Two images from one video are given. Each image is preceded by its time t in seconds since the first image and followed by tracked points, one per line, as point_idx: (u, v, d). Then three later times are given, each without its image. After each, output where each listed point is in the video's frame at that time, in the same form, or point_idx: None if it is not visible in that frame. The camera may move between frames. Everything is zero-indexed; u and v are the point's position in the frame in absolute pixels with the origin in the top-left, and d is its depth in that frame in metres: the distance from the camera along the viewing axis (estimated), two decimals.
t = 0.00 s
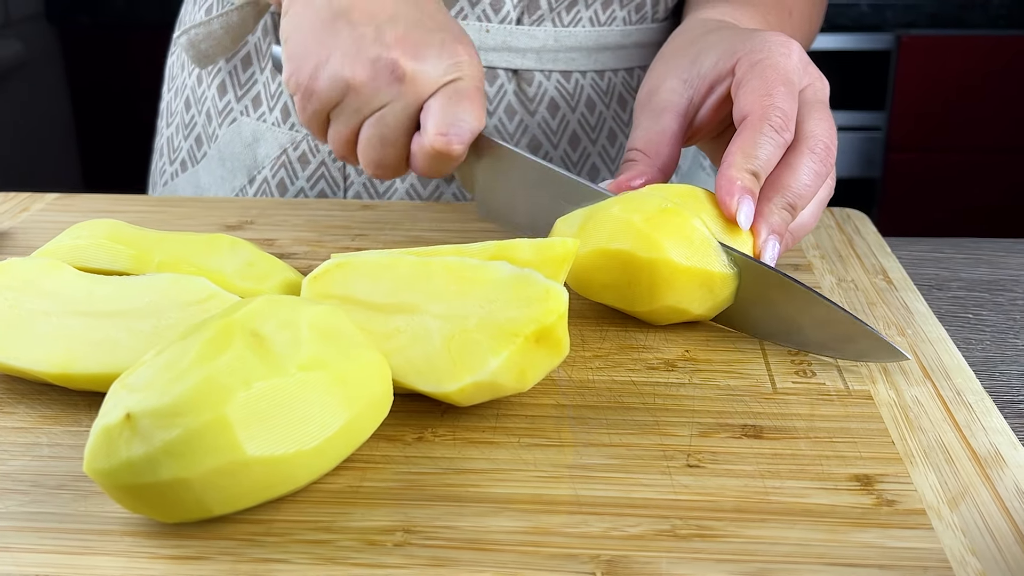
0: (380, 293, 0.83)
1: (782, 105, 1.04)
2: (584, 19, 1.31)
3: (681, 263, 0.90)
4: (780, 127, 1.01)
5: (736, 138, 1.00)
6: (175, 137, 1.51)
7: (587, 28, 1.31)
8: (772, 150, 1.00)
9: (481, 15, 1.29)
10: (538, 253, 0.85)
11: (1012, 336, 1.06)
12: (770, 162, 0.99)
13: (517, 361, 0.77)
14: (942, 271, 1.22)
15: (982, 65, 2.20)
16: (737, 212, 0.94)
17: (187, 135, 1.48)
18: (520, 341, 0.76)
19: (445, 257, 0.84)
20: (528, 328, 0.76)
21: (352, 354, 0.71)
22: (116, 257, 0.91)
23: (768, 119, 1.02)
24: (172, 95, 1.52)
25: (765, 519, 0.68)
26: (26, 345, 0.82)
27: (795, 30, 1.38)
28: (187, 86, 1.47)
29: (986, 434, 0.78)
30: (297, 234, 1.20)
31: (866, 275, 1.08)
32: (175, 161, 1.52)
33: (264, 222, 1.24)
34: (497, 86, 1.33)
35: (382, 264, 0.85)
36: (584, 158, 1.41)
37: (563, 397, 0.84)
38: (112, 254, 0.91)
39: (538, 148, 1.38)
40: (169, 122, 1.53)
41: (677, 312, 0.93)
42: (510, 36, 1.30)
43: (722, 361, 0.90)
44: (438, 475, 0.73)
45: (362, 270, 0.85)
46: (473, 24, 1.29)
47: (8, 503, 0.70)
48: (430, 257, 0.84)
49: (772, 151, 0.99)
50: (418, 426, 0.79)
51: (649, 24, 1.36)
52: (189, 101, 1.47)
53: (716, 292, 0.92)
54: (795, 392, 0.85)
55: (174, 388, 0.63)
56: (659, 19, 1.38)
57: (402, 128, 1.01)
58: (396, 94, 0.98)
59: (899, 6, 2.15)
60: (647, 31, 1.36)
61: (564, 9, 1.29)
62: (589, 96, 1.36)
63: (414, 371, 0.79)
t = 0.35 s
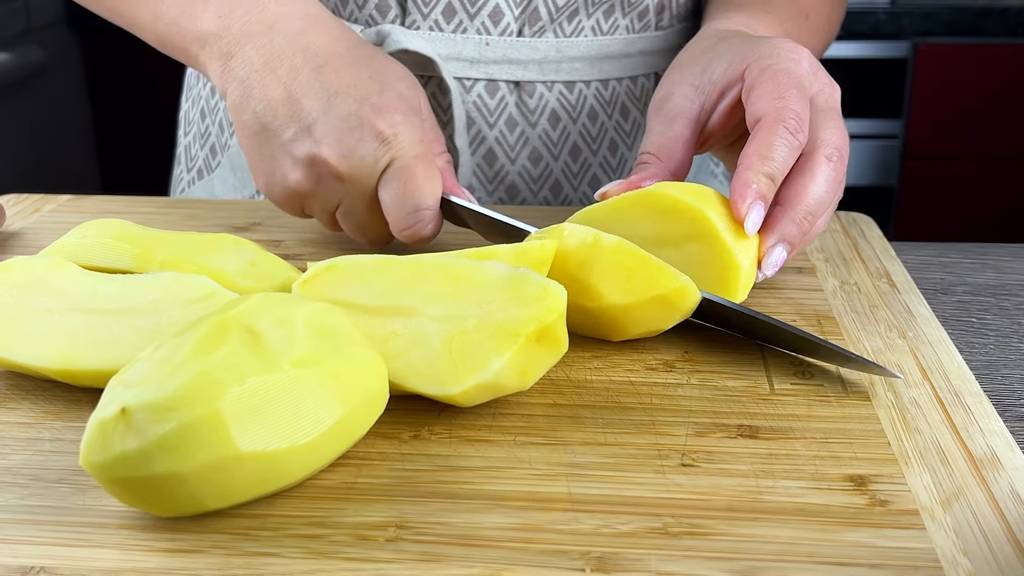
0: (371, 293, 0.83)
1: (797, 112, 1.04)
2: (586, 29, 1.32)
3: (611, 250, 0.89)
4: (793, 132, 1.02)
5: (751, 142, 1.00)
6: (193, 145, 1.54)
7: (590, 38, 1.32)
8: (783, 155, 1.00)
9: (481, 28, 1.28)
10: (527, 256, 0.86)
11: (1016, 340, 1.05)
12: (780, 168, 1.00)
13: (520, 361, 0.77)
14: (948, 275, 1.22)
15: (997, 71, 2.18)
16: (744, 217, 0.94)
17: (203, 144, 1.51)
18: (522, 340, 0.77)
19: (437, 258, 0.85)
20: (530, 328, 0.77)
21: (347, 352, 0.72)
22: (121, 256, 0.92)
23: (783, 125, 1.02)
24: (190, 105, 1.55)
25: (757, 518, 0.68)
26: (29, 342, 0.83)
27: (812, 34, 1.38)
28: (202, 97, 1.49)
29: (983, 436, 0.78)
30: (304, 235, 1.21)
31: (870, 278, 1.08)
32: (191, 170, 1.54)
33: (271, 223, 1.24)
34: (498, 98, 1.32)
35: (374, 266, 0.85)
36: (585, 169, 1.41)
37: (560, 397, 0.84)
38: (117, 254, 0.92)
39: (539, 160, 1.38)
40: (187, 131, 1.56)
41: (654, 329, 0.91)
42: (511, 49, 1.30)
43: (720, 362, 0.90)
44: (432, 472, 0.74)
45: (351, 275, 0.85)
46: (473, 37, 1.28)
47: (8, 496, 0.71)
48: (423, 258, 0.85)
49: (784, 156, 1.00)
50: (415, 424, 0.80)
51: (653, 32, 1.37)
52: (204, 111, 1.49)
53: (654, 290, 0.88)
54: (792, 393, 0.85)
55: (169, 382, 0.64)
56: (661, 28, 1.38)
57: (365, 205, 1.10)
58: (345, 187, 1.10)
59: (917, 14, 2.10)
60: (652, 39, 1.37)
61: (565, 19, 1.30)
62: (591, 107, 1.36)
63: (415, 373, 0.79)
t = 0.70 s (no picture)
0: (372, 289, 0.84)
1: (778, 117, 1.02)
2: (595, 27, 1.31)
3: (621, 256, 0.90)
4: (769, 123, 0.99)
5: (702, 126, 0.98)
6: (207, 145, 1.55)
7: (597, 36, 1.31)
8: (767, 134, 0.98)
9: (486, 27, 1.30)
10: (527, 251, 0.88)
11: None
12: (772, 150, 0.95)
13: (522, 353, 0.78)
14: (959, 276, 1.21)
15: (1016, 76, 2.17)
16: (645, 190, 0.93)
17: (216, 145, 1.52)
18: (524, 331, 0.77)
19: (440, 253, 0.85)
20: (531, 319, 0.77)
21: (349, 344, 0.73)
22: (130, 250, 0.92)
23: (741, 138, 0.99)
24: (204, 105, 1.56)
25: (756, 512, 0.68)
26: (39, 335, 0.84)
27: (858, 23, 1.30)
28: (216, 97, 1.50)
29: (986, 433, 0.78)
30: (314, 233, 1.21)
31: (878, 277, 1.07)
32: (206, 169, 1.56)
33: (282, 221, 1.25)
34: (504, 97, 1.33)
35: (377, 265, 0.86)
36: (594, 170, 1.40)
37: (563, 392, 0.84)
38: (126, 247, 0.93)
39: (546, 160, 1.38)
40: (203, 132, 1.57)
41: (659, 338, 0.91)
42: (516, 48, 1.30)
43: (725, 358, 0.90)
44: (433, 464, 0.74)
45: (358, 269, 0.86)
46: (478, 35, 1.30)
47: (13, 483, 0.72)
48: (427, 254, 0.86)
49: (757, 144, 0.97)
50: (418, 417, 0.80)
51: (663, 32, 1.36)
52: (219, 111, 1.50)
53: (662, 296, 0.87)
54: (796, 390, 0.85)
55: (171, 371, 0.65)
56: (672, 27, 1.37)
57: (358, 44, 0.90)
58: (340, 10, 0.89)
59: (935, 20, 2.12)
60: (662, 39, 1.36)
61: (572, 18, 1.30)
62: (599, 106, 1.35)
63: (417, 367, 0.79)
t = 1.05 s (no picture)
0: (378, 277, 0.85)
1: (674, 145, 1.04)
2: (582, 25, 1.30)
3: (639, 250, 0.90)
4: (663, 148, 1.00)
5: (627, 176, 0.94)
6: (217, 137, 1.58)
7: (585, 34, 1.30)
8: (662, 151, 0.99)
9: (470, 23, 1.28)
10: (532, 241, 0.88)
11: None
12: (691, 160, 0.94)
13: (524, 344, 0.78)
14: (969, 274, 1.21)
15: None
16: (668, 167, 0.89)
17: (223, 137, 1.55)
18: (525, 323, 0.78)
19: (443, 242, 0.86)
20: (531, 312, 0.78)
21: (350, 330, 0.73)
22: (140, 240, 0.93)
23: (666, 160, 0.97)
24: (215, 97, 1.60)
25: (755, 501, 0.68)
26: (47, 322, 0.84)
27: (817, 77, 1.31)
28: (224, 89, 1.55)
29: (989, 427, 0.78)
30: (324, 227, 1.22)
31: (885, 274, 1.07)
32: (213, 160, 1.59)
33: (291, 216, 1.26)
34: (487, 91, 1.32)
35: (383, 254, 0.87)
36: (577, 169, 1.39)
37: (566, 382, 0.85)
38: (134, 237, 0.93)
39: (527, 157, 1.37)
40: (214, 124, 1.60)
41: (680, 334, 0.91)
42: (499, 43, 1.29)
43: (728, 352, 0.90)
44: (433, 451, 0.75)
45: (363, 259, 0.87)
46: (463, 30, 1.29)
47: (19, 466, 0.73)
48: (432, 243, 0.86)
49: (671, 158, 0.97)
50: (419, 406, 0.81)
51: (655, 32, 1.34)
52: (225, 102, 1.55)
53: (680, 289, 0.88)
54: (799, 382, 0.85)
55: (173, 354, 0.66)
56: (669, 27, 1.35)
57: None
58: None
59: (955, 23, 2.12)
60: (653, 39, 1.34)
61: (557, 14, 1.28)
62: (585, 105, 1.33)
63: (419, 355, 0.79)
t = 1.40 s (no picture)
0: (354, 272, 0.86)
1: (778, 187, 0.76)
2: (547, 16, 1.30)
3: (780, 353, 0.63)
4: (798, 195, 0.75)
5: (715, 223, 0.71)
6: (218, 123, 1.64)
7: (548, 26, 1.29)
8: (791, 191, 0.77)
9: (430, 10, 1.29)
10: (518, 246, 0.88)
11: None
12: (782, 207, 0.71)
13: (473, 355, 0.76)
14: (979, 271, 1.20)
15: None
16: (796, 236, 0.65)
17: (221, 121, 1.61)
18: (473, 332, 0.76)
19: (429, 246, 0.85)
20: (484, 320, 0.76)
21: (324, 323, 0.74)
22: (147, 227, 0.94)
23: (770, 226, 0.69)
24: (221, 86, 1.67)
25: (755, 487, 0.68)
26: (56, 309, 0.85)
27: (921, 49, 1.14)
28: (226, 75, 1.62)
29: (993, 417, 0.77)
30: (333, 220, 1.23)
31: (894, 268, 1.07)
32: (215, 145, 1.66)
33: (301, 209, 1.27)
34: (446, 79, 1.33)
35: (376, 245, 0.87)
36: (536, 159, 1.37)
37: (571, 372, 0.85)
38: (142, 225, 0.94)
39: (482, 145, 1.36)
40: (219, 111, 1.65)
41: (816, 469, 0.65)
42: (457, 31, 1.30)
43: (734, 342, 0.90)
44: (436, 437, 0.75)
45: (360, 250, 0.87)
46: (423, 18, 1.30)
47: (26, 447, 0.74)
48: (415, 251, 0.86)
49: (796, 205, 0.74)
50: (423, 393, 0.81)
51: (626, 27, 1.32)
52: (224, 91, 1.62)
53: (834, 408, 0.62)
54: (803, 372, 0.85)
55: (151, 353, 0.65)
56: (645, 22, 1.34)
57: None
58: None
59: (972, 24, 2.09)
60: (624, 33, 1.32)
61: (517, 5, 1.29)
62: (546, 96, 1.33)
63: (378, 355, 0.80)
